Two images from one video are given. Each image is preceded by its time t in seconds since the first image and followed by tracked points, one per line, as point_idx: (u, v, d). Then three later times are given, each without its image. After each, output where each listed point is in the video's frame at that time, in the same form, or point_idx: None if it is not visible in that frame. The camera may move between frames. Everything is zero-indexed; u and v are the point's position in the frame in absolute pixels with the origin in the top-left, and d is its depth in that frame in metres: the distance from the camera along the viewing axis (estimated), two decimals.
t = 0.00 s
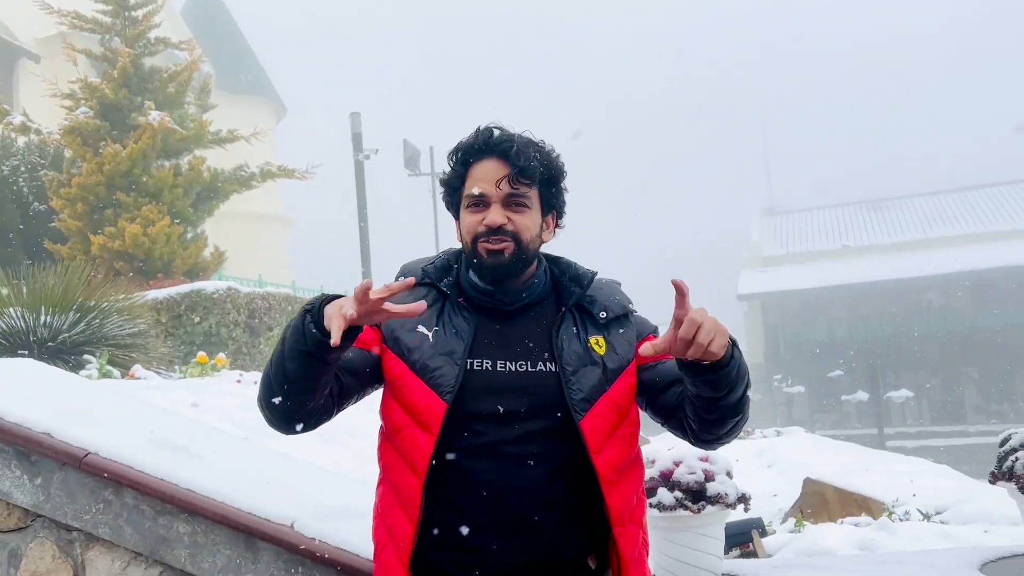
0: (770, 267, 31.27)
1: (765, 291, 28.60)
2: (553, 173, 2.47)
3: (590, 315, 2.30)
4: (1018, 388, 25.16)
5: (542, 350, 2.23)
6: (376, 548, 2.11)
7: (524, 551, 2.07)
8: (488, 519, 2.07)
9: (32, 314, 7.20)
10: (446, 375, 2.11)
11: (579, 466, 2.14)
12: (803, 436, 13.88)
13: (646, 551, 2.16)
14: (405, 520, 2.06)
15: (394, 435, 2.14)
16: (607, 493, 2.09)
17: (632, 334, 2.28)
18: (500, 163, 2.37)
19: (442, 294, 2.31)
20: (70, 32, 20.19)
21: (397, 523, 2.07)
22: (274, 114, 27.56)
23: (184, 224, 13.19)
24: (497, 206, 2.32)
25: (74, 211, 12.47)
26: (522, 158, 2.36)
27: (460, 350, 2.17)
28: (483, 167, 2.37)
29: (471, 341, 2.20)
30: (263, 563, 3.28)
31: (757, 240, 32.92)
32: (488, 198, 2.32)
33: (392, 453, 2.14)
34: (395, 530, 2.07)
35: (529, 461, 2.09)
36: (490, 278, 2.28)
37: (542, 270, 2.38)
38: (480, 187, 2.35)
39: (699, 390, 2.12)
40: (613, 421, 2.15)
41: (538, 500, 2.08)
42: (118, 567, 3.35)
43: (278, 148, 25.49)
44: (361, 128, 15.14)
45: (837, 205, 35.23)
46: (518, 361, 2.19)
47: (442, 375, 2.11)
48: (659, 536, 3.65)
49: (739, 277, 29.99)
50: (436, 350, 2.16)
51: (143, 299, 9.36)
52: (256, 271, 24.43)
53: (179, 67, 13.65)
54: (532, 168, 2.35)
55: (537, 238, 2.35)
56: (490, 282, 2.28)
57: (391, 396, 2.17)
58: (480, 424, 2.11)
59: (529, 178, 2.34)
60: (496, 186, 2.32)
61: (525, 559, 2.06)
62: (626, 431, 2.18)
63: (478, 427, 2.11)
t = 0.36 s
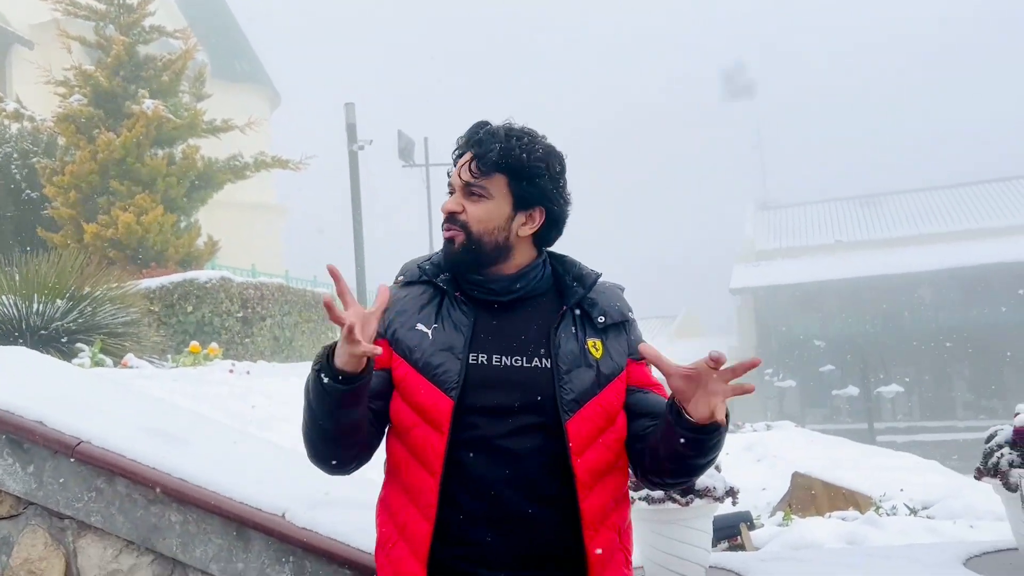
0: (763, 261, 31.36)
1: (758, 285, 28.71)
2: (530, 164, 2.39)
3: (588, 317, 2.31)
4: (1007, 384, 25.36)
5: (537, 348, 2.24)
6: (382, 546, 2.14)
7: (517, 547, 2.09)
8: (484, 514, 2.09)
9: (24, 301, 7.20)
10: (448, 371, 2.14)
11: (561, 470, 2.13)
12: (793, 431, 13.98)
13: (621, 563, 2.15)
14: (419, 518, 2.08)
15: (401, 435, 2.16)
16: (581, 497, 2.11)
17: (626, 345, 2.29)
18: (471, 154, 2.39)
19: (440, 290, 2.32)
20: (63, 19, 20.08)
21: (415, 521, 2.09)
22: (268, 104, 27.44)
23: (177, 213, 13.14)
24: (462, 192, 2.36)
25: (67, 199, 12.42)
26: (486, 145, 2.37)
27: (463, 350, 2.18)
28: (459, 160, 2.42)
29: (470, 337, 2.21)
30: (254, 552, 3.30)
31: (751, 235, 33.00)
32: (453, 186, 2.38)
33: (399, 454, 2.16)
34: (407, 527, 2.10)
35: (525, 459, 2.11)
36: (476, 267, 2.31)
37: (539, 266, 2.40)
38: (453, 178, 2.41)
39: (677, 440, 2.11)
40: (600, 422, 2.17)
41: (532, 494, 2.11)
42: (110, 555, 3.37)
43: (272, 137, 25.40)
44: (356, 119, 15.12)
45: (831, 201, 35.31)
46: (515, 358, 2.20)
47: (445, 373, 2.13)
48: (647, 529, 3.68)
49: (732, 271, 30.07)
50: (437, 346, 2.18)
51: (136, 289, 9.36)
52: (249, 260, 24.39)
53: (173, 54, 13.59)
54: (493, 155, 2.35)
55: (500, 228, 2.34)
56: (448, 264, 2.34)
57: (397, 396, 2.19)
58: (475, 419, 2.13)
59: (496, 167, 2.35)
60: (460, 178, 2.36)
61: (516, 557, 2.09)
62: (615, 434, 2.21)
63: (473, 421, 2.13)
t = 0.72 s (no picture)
0: (762, 254, 31.35)
1: (756, 278, 28.74)
2: (532, 151, 2.37)
3: (587, 303, 2.28)
4: (1004, 378, 25.42)
5: (530, 333, 2.23)
6: (382, 533, 2.14)
7: (514, 533, 2.10)
8: (476, 500, 2.10)
9: (20, 289, 7.18)
10: (449, 360, 2.14)
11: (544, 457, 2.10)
12: (789, 423, 14.00)
13: (592, 553, 2.11)
14: (425, 506, 2.09)
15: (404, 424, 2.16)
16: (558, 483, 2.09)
17: (619, 335, 2.27)
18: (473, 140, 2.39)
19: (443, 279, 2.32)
20: (61, 6, 19.97)
21: (419, 508, 2.09)
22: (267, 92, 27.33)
23: (175, 201, 13.10)
24: (464, 179, 2.35)
25: (64, 186, 12.37)
26: (489, 133, 2.35)
27: (464, 340, 2.18)
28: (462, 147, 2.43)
29: (471, 325, 2.21)
30: (250, 539, 3.30)
31: (749, 227, 32.97)
32: (455, 174, 2.38)
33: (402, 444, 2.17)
34: (411, 514, 2.10)
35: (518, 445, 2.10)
36: (475, 253, 2.31)
37: (543, 255, 2.38)
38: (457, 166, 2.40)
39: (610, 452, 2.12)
40: (584, 410, 2.15)
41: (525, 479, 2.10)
42: (105, 542, 3.36)
43: (270, 126, 25.31)
44: (354, 108, 15.03)
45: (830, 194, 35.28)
46: (510, 346, 2.20)
47: (445, 362, 2.14)
48: (641, 518, 3.69)
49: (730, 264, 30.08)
50: (437, 334, 2.18)
51: (133, 277, 9.35)
52: (247, 249, 24.35)
53: (171, 43, 13.52)
54: (495, 142, 2.34)
55: (501, 215, 2.32)
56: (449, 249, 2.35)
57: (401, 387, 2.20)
58: (474, 406, 2.13)
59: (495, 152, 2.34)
60: (464, 165, 2.36)
61: (506, 541, 2.09)
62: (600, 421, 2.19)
63: (472, 409, 2.13)
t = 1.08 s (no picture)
0: (760, 249, 31.35)
1: (755, 273, 28.79)
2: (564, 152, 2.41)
3: (576, 296, 2.27)
4: (1002, 374, 25.48)
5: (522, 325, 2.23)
6: (385, 526, 2.16)
7: (508, 525, 2.10)
8: (472, 492, 2.11)
9: (18, 282, 7.19)
10: (452, 353, 2.16)
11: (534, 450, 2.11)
12: (785, 417, 14.03)
13: (569, 542, 2.10)
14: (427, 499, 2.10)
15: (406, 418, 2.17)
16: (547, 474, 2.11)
17: (605, 328, 2.24)
18: (509, 135, 2.33)
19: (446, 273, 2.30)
20: None
21: (420, 502, 2.11)
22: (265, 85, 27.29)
23: (174, 194, 13.09)
24: (504, 173, 2.29)
25: (62, 179, 12.36)
26: (532, 129, 2.32)
27: (466, 333, 2.19)
28: (489, 139, 2.34)
29: (472, 319, 2.22)
30: (246, 532, 3.31)
31: (748, 222, 32.96)
32: (493, 167, 2.29)
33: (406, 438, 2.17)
34: (415, 507, 2.12)
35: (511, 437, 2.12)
36: (504, 251, 2.27)
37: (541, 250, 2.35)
38: (486, 158, 2.31)
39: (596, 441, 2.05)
40: (567, 401, 2.16)
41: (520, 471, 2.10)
42: (102, 534, 3.37)
43: (269, 119, 25.28)
44: (353, 102, 15.00)
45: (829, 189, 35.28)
46: (504, 340, 2.22)
47: (449, 356, 2.15)
48: (636, 511, 3.71)
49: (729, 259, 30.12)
50: (439, 327, 2.18)
51: (131, 270, 9.35)
52: (246, 243, 24.36)
53: (170, 35, 13.49)
54: (542, 142, 2.33)
55: (538, 216, 2.32)
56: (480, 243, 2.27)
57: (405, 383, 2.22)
58: (472, 399, 2.15)
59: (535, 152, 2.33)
60: (505, 160, 2.29)
61: (500, 532, 2.10)
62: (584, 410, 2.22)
63: (469, 402, 2.14)
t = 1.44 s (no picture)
0: (762, 244, 31.33)
1: (756, 267, 28.78)
2: (560, 149, 2.43)
3: (574, 286, 2.27)
4: (1003, 368, 25.45)
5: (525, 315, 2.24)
6: (390, 522, 2.10)
7: (512, 518, 2.11)
8: (482, 486, 2.11)
9: (19, 274, 7.19)
10: (465, 348, 2.14)
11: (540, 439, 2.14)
12: (786, 412, 14.04)
13: (570, 531, 2.11)
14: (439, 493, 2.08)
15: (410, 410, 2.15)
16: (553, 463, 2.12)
17: (601, 318, 2.25)
18: (510, 132, 2.32)
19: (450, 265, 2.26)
20: None
21: (432, 498, 2.08)
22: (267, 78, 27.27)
23: (175, 187, 13.08)
24: (507, 171, 2.30)
25: (63, 172, 12.34)
26: (531, 125, 2.33)
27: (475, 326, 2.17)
28: (487, 137, 2.33)
29: (481, 315, 2.19)
30: (245, 525, 3.31)
31: (750, 217, 32.91)
32: (495, 165, 2.29)
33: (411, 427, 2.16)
34: (427, 504, 2.07)
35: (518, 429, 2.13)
36: (512, 248, 2.27)
37: (537, 243, 2.33)
38: (489, 155, 2.30)
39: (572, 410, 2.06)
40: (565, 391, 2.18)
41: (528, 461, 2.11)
42: (102, 527, 3.38)
43: (269, 112, 25.27)
44: (354, 95, 14.97)
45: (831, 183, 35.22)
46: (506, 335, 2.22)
47: (459, 351, 2.14)
48: (635, 506, 3.70)
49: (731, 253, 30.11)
50: (449, 324, 2.15)
51: (132, 264, 9.36)
52: (247, 236, 24.37)
53: (170, 28, 13.44)
54: (541, 136, 2.34)
55: (540, 212, 2.33)
56: (486, 241, 2.26)
57: (414, 378, 2.19)
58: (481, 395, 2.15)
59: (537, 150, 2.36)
60: (508, 157, 2.29)
61: (509, 524, 2.10)
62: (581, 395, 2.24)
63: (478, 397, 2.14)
